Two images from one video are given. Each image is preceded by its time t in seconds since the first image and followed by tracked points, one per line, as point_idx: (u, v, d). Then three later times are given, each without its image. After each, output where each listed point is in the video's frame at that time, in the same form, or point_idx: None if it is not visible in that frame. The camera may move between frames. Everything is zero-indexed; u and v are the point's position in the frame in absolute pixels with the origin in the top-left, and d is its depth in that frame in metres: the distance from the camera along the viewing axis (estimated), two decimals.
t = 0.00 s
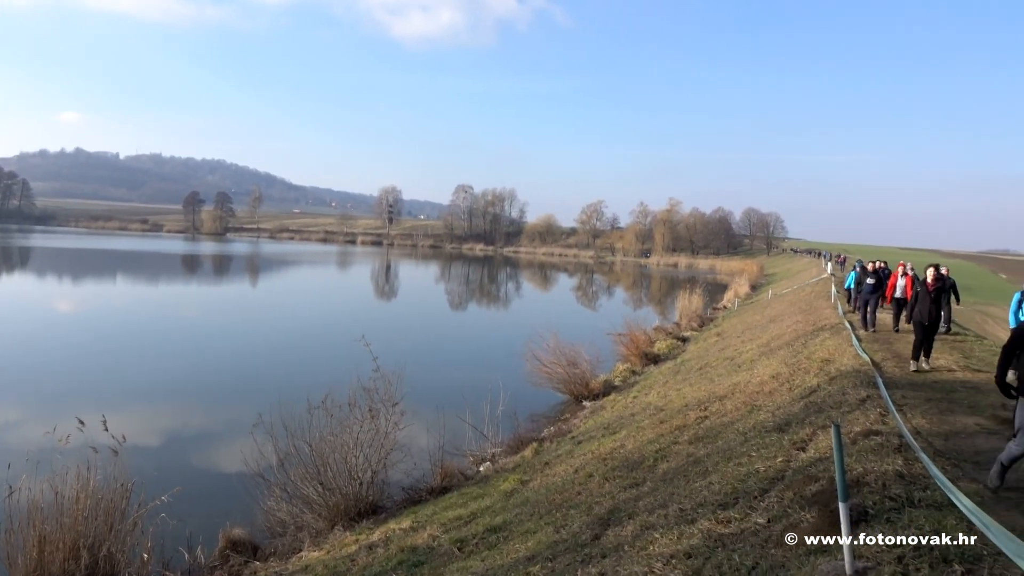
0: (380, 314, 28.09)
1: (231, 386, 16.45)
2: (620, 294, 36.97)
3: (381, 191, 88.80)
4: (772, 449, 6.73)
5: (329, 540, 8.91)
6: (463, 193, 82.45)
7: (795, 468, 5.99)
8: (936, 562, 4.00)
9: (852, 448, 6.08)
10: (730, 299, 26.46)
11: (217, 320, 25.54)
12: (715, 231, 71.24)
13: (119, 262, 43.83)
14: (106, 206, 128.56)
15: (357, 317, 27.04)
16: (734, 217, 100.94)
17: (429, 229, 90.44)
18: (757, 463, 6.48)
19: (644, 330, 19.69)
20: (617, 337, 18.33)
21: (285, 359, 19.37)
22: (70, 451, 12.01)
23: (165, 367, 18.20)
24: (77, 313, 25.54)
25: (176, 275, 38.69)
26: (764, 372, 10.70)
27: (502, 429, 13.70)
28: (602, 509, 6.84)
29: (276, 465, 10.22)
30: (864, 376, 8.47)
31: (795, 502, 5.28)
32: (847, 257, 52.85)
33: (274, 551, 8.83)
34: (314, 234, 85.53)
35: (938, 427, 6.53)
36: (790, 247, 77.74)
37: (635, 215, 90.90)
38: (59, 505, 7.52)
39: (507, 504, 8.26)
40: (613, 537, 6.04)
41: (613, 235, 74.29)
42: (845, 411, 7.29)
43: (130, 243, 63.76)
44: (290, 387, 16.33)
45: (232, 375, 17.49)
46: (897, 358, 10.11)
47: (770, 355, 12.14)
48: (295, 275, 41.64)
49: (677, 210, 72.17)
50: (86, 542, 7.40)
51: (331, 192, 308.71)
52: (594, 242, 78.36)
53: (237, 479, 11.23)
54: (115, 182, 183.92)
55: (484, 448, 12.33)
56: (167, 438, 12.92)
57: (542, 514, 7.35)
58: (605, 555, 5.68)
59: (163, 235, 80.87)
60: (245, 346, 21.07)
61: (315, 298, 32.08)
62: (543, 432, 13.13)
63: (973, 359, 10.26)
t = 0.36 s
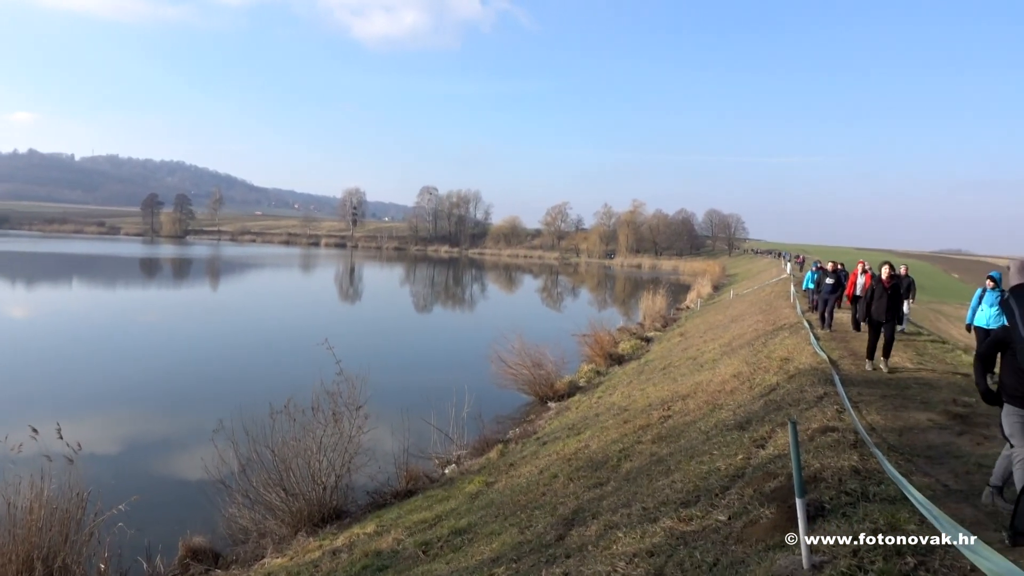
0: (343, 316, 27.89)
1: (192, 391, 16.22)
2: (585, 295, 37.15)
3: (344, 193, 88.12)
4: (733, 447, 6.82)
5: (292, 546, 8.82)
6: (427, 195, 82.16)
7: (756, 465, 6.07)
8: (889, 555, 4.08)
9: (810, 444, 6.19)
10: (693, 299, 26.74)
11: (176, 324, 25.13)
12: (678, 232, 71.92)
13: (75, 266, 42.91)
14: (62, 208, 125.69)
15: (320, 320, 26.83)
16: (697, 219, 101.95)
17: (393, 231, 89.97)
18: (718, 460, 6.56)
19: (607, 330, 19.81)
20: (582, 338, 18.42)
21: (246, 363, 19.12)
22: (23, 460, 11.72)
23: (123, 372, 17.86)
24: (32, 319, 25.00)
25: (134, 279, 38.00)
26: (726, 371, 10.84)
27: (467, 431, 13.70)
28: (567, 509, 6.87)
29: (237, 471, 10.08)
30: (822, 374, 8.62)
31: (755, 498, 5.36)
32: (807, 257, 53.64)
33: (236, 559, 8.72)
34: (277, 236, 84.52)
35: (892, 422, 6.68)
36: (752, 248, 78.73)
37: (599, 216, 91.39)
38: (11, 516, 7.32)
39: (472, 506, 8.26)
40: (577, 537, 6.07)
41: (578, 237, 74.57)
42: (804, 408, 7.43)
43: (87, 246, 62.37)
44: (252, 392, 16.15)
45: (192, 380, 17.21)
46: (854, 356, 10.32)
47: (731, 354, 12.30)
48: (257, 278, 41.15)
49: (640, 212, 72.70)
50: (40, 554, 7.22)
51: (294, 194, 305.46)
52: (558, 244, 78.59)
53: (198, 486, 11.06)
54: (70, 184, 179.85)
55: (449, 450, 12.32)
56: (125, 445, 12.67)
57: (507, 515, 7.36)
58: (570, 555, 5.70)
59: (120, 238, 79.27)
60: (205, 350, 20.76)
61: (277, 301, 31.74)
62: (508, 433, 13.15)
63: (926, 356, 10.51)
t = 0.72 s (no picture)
0: (302, 317, 27.60)
1: (146, 394, 15.91)
2: (546, 293, 37.28)
3: (303, 192, 87.11)
4: (689, 442, 6.90)
5: (250, 549, 8.71)
6: (387, 194, 81.62)
7: (711, 459, 6.16)
8: (838, 545, 4.17)
9: (764, 438, 6.29)
10: (653, 296, 27.00)
11: (129, 325, 24.61)
12: (638, 231, 72.48)
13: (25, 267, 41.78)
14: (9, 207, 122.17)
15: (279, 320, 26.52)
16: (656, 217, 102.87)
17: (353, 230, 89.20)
18: (675, 455, 6.64)
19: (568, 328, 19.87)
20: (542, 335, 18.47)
21: (202, 365, 18.80)
22: None
23: (74, 375, 17.44)
24: None
25: (87, 279, 37.14)
26: (684, 367, 10.97)
27: (428, 430, 13.65)
28: (527, 506, 6.89)
29: (192, 474, 9.90)
30: (777, 370, 8.76)
31: (710, 492, 5.43)
32: (763, 255, 54.42)
33: (192, 563, 8.58)
34: (234, 236, 83.20)
35: (842, 415, 6.82)
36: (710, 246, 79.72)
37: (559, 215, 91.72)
38: None
39: (432, 505, 8.23)
40: (536, 533, 6.08)
41: (538, 235, 74.72)
42: (758, 403, 7.55)
43: (36, 246, 60.71)
44: (209, 394, 15.89)
45: (146, 383, 16.87)
46: (807, 351, 10.52)
47: (689, 351, 12.46)
48: (214, 278, 40.48)
49: (600, 210, 73.10)
50: None
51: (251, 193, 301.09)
52: (519, 242, 78.66)
53: (151, 491, 10.84)
54: (17, 183, 174.88)
55: (410, 450, 12.27)
56: (76, 450, 12.37)
57: (466, 514, 7.35)
58: (530, 551, 5.72)
59: (71, 238, 77.32)
60: (159, 352, 20.35)
61: (234, 302, 31.27)
62: (468, 432, 13.12)
63: (877, 351, 10.73)
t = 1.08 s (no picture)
0: (255, 317, 27.19)
1: (93, 397, 15.50)
2: (504, 293, 37.29)
3: (257, 191, 85.81)
4: (643, 440, 6.97)
5: (201, 555, 8.56)
6: (343, 193, 80.82)
7: (665, 456, 6.22)
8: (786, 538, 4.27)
9: (716, 435, 6.38)
10: (609, 295, 27.21)
11: (76, 327, 23.95)
12: (594, 231, 72.94)
13: None
14: None
15: (231, 321, 26.08)
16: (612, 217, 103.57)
17: (308, 229, 88.14)
18: (629, 453, 6.70)
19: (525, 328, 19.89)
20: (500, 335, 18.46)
21: (152, 367, 18.39)
22: None
23: (17, 378, 16.92)
24: None
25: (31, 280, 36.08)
26: (639, 365, 11.08)
27: (384, 431, 13.56)
28: (483, 506, 6.89)
29: (142, 479, 9.68)
30: (729, 368, 8.88)
31: (664, 488, 5.49)
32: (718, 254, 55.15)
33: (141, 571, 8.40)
34: (185, 235, 81.52)
35: (792, 412, 6.96)
36: (665, 246, 80.53)
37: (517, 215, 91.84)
38: None
39: (388, 507, 8.17)
40: (492, 533, 6.08)
41: (496, 235, 74.68)
42: (710, 400, 7.65)
43: None
44: (158, 396, 15.56)
45: (94, 385, 16.44)
46: (759, 349, 10.70)
47: (644, 349, 12.57)
48: (165, 278, 39.64)
49: (557, 210, 73.35)
50: None
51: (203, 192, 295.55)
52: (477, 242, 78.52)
53: (99, 496, 10.57)
54: None
55: (365, 451, 12.18)
56: (19, 456, 12.01)
57: (423, 515, 7.32)
58: (486, 551, 5.72)
59: (14, 236, 74.93)
60: (107, 354, 19.87)
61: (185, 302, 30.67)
62: (425, 432, 13.07)
63: (825, 348, 10.96)
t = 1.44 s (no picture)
0: (209, 319, 26.73)
1: (39, 402, 15.08)
2: (463, 294, 37.20)
3: (212, 191, 84.35)
4: (600, 440, 7.02)
5: (152, 562, 8.39)
6: (300, 193, 79.87)
7: (621, 457, 6.26)
8: (739, 535, 4.33)
9: (671, 434, 6.46)
10: (568, 296, 27.34)
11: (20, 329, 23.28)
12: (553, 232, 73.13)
13: None
14: None
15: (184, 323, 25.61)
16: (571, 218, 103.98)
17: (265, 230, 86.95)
18: (586, 454, 6.74)
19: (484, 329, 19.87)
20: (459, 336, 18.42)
21: (101, 370, 17.96)
22: None
23: None
24: None
25: None
26: (597, 366, 11.15)
27: (341, 434, 13.43)
28: (440, 508, 6.87)
29: (90, 485, 9.44)
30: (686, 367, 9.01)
31: (620, 488, 5.53)
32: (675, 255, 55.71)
33: None
34: (137, 235, 79.74)
35: (745, 411, 7.07)
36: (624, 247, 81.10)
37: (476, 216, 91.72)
38: None
39: (344, 510, 8.09)
40: (449, 535, 6.06)
41: (455, 236, 74.47)
42: (667, 401, 7.73)
43: None
44: (107, 400, 15.20)
45: (39, 390, 15.99)
46: (714, 349, 10.86)
47: (602, 350, 12.66)
48: (116, 280, 38.75)
49: (517, 211, 73.41)
50: None
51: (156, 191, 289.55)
52: (436, 243, 78.21)
53: (45, 503, 10.28)
54: None
55: (322, 455, 12.05)
56: None
57: (379, 518, 7.27)
58: (442, 553, 5.70)
59: None
60: (54, 357, 19.35)
61: (136, 304, 30.03)
62: (383, 435, 12.98)
63: (779, 349, 11.15)
